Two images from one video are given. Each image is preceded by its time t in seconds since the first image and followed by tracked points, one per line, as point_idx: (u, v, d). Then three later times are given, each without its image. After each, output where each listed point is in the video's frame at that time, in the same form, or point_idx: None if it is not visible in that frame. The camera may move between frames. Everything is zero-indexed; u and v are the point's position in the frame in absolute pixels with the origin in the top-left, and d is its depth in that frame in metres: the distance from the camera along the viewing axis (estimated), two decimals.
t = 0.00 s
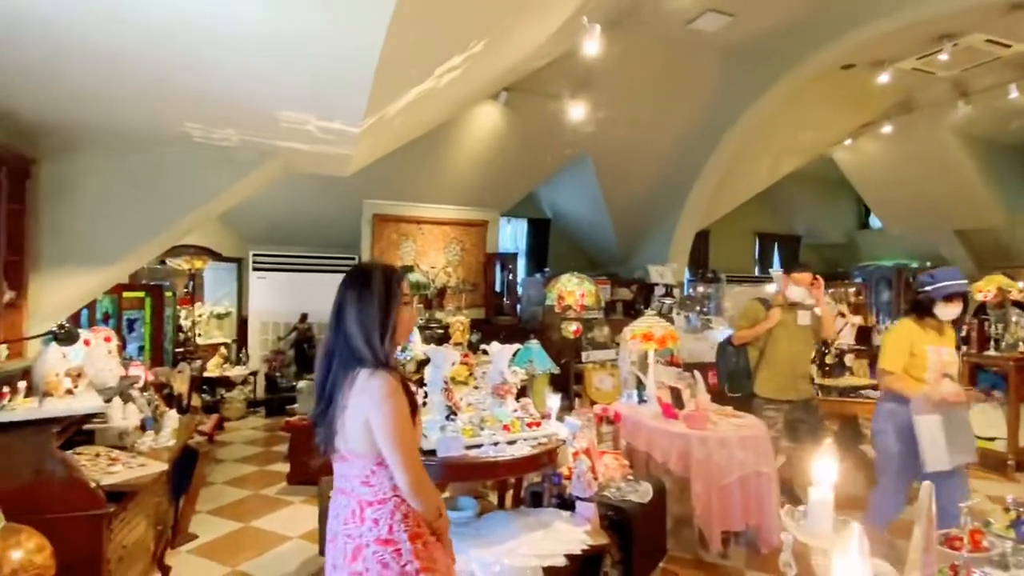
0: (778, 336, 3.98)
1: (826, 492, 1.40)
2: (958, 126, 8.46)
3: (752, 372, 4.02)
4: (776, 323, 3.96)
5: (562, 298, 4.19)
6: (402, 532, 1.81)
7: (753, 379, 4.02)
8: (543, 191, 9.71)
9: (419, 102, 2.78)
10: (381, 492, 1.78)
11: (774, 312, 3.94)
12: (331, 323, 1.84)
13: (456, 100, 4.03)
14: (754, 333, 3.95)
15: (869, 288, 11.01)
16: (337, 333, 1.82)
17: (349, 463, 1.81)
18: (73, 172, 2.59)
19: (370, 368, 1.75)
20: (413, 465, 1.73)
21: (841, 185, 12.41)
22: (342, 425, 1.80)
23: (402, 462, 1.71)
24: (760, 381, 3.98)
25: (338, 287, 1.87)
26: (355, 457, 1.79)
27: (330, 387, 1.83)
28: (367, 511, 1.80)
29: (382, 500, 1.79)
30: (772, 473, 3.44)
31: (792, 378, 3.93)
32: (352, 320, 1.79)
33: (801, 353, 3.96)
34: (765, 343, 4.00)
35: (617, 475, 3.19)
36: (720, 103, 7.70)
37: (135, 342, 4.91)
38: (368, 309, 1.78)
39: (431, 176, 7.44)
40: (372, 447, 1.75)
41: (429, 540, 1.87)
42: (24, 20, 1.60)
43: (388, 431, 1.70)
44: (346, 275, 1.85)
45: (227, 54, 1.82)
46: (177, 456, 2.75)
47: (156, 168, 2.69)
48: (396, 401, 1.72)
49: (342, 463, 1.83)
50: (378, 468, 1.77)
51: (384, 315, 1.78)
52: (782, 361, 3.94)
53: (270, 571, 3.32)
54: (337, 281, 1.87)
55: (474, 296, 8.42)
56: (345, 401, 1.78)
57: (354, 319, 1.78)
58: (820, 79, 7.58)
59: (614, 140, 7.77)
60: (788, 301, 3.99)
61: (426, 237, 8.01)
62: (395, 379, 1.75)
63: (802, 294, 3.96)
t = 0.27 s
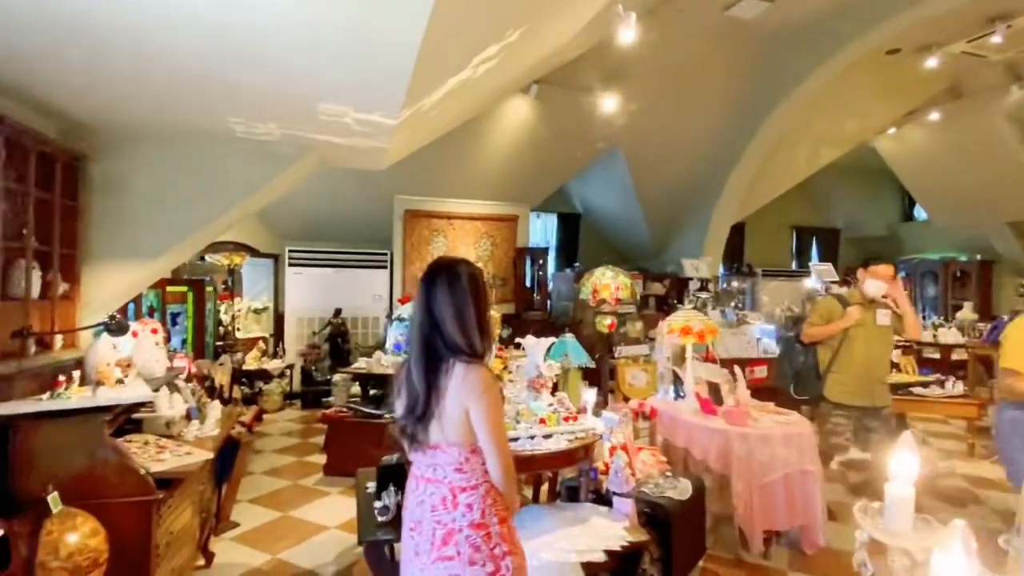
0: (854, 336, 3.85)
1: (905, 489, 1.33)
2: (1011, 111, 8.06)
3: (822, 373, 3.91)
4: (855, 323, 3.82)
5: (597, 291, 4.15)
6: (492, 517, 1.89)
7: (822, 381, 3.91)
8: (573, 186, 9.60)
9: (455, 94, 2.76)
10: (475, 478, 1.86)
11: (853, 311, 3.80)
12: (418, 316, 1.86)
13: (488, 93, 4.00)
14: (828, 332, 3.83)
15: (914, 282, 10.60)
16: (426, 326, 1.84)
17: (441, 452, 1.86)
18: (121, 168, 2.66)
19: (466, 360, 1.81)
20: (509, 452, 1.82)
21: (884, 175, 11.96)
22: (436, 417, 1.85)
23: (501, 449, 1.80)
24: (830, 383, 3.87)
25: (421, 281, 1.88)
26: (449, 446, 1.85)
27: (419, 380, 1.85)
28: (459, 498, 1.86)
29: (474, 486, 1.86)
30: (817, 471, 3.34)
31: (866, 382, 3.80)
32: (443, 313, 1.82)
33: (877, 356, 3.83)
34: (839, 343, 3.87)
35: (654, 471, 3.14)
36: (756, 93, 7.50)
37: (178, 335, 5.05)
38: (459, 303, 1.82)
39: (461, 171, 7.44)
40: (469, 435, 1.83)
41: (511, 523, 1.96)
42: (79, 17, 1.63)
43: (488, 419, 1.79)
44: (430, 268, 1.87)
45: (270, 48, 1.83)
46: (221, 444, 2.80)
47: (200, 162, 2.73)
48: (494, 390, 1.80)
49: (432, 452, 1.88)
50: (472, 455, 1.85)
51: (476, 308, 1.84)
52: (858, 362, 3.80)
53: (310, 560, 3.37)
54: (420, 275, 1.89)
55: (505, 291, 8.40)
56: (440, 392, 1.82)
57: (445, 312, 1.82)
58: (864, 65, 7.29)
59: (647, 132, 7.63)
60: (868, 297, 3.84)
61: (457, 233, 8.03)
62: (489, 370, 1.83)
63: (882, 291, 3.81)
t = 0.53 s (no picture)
0: (924, 330, 3.64)
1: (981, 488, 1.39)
2: None
3: (889, 370, 3.71)
4: (925, 316, 3.62)
5: (621, 286, 4.06)
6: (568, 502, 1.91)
7: (890, 380, 3.71)
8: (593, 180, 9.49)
9: (480, 84, 2.73)
10: (551, 463, 1.89)
11: (924, 304, 3.59)
12: (488, 308, 1.92)
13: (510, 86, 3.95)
14: (896, 326, 3.64)
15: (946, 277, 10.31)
16: (496, 317, 1.90)
17: (518, 437, 1.89)
18: (149, 163, 2.67)
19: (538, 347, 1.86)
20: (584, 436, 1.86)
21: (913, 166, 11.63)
22: (510, 404, 1.89)
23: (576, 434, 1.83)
24: (899, 381, 3.68)
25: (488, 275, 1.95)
26: (525, 432, 1.88)
27: (493, 369, 1.90)
28: (536, 482, 1.88)
29: (551, 470, 1.88)
30: (850, 469, 3.27)
31: (937, 380, 3.61)
32: (513, 304, 1.88)
33: (949, 351, 3.62)
34: (908, 338, 3.66)
35: (683, 468, 3.09)
36: (782, 83, 7.34)
37: (204, 329, 5.12)
38: (527, 292, 1.87)
39: (481, 166, 7.40)
40: (544, 420, 1.86)
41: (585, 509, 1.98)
42: (108, 9, 1.63)
43: (564, 404, 1.82)
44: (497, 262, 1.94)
45: (296, 38, 1.81)
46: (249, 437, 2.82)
47: (226, 157, 2.73)
48: (566, 376, 1.84)
49: (508, 438, 1.91)
50: (548, 440, 1.88)
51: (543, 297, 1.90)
52: (928, 358, 3.61)
53: (336, 553, 3.38)
54: (487, 269, 1.96)
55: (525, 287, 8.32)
56: (514, 380, 1.86)
57: (514, 304, 1.88)
58: (895, 53, 7.08)
59: (669, 124, 7.51)
60: (939, 288, 3.59)
61: (477, 228, 8.00)
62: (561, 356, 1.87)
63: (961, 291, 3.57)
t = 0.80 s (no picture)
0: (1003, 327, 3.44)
1: None
2: None
3: (964, 371, 3.52)
4: (1006, 312, 3.42)
5: (647, 279, 3.97)
6: (612, 492, 1.88)
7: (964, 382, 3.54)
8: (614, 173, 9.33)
9: (504, 72, 2.66)
10: (597, 451, 1.88)
11: (1004, 300, 3.40)
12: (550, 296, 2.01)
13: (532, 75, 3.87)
14: (973, 324, 3.43)
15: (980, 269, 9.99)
16: (556, 303, 1.99)
17: (569, 421, 1.93)
18: (174, 157, 2.67)
19: (584, 335, 1.88)
20: (628, 428, 1.80)
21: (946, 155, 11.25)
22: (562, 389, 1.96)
23: (618, 425, 1.79)
24: (974, 383, 3.51)
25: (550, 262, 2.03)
26: (575, 417, 1.90)
27: (551, 355, 2.01)
28: (581, 468, 1.90)
29: (596, 458, 1.87)
30: (888, 468, 3.17)
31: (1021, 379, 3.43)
32: (565, 292, 1.93)
33: None
34: (985, 336, 3.47)
35: (714, 465, 3.01)
36: (809, 71, 7.14)
37: (229, 324, 5.16)
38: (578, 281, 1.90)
39: (501, 160, 7.34)
40: (589, 408, 1.85)
41: (635, 503, 1.94)
42: (136, 3, 1.62)
43: (606, 394, 1.79)
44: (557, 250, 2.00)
45: (320, 27, 1.77)
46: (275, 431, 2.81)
47: (250, 150, 2.72)
48: (611, 365, 1.81)
49: (563, 420, 1.96)
50: (595, 428, 1.87)
51: (593, 284, 1.89)
52: (1009, 357, 3.43)
53: (361, 547, 3.37)
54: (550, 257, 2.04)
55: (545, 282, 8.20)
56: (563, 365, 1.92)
57: (567, 292, 1.92)
58: (930, 37, 6.83)
59: (693, 115, 7.35)
60: (1017, 281, 3.41)
61: (497, 222, 7.94)
62: (609, 345, 1.84)
63: None
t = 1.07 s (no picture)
0: None
1: None
2: None
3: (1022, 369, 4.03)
4: None
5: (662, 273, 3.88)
6: (628, 485, 1.83)
7: None
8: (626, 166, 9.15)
9: (516, 60, 2.59)
10: (615, 442, 1.84)
11: None
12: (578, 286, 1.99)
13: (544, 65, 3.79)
14: None
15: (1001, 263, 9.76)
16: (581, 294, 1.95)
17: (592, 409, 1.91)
18: (180, 150, 2.63)
19: (598, 328, 1.82)
20: (640, 424, 1.71)
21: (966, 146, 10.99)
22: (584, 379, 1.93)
23: (627, 419, 1.72)
24: None
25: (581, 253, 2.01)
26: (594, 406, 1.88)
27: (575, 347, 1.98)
28: (601, 455, 1.89)
29: (613, 448, 1.84)
30: (914, 466, 3.06)
31: None
32: (587, 283, 1.89)
33: None
34: None
35: (733, 464, 2.92)
36: (826, 59, 6.98)
37: (240, 321, 5.14)
38: (598, 272, 1.85)
39: (511, 154, 7.25)
40: (603, 399, 1.80)
41: (656, 499, 1.85)
42: None
43: (617, 387, 1.72)
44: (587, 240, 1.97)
45: (327, 12, 1.71)
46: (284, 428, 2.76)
47: (257, 142, 2.67)
48: (623, 358, 1.73)
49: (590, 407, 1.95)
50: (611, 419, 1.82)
51: (613, 276, 1.82)
52: None
53: (373, 546, 3.33)
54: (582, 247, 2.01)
55: (557, 277, 8.14)
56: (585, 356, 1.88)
57: (592, 284, 1.88)
58: (952, 25, 6.64)
59: (707, 107, 7.22)
60: None
61: (507, 218, 7.83)
62: (622, 338, 1.76)
63: None
